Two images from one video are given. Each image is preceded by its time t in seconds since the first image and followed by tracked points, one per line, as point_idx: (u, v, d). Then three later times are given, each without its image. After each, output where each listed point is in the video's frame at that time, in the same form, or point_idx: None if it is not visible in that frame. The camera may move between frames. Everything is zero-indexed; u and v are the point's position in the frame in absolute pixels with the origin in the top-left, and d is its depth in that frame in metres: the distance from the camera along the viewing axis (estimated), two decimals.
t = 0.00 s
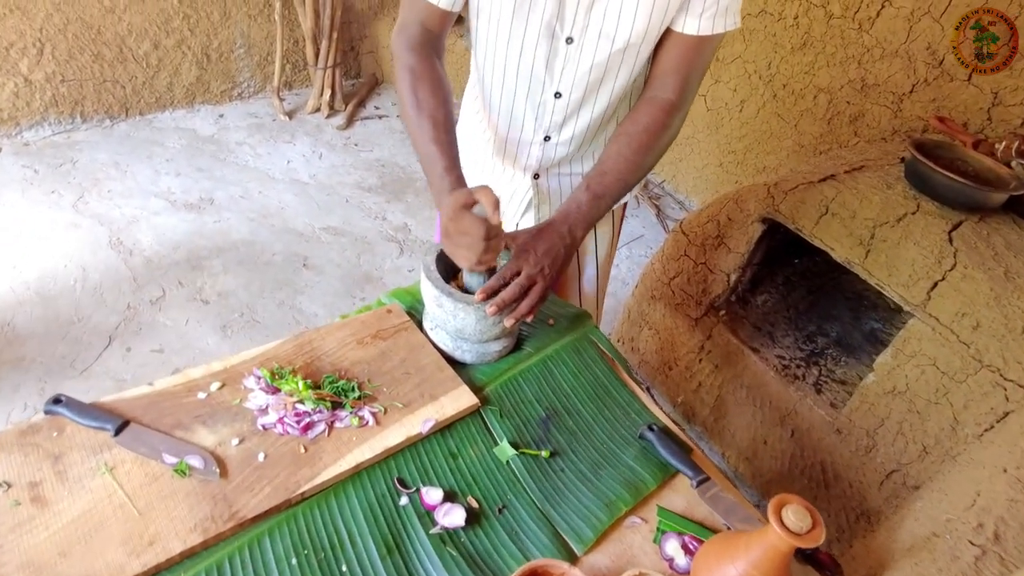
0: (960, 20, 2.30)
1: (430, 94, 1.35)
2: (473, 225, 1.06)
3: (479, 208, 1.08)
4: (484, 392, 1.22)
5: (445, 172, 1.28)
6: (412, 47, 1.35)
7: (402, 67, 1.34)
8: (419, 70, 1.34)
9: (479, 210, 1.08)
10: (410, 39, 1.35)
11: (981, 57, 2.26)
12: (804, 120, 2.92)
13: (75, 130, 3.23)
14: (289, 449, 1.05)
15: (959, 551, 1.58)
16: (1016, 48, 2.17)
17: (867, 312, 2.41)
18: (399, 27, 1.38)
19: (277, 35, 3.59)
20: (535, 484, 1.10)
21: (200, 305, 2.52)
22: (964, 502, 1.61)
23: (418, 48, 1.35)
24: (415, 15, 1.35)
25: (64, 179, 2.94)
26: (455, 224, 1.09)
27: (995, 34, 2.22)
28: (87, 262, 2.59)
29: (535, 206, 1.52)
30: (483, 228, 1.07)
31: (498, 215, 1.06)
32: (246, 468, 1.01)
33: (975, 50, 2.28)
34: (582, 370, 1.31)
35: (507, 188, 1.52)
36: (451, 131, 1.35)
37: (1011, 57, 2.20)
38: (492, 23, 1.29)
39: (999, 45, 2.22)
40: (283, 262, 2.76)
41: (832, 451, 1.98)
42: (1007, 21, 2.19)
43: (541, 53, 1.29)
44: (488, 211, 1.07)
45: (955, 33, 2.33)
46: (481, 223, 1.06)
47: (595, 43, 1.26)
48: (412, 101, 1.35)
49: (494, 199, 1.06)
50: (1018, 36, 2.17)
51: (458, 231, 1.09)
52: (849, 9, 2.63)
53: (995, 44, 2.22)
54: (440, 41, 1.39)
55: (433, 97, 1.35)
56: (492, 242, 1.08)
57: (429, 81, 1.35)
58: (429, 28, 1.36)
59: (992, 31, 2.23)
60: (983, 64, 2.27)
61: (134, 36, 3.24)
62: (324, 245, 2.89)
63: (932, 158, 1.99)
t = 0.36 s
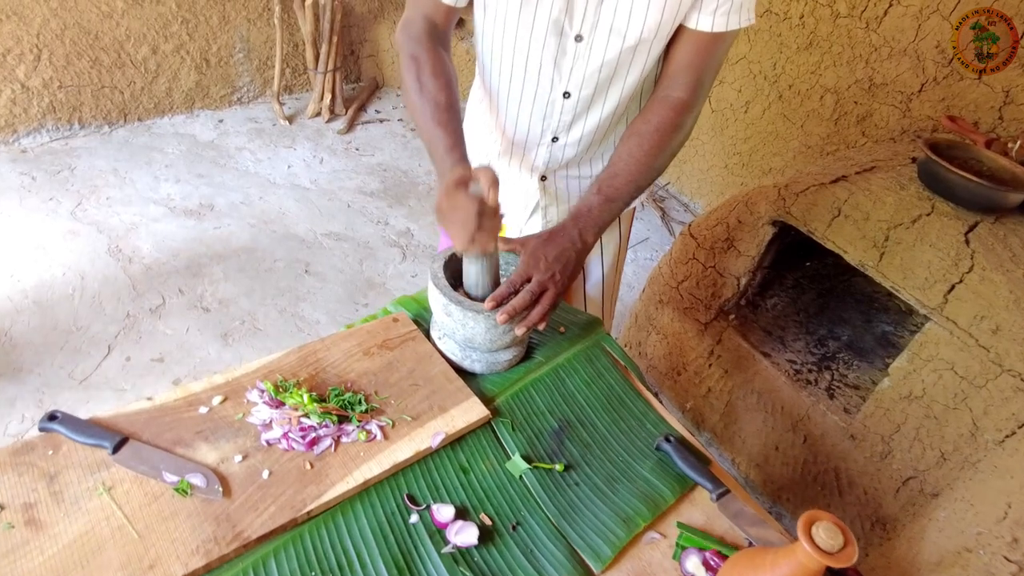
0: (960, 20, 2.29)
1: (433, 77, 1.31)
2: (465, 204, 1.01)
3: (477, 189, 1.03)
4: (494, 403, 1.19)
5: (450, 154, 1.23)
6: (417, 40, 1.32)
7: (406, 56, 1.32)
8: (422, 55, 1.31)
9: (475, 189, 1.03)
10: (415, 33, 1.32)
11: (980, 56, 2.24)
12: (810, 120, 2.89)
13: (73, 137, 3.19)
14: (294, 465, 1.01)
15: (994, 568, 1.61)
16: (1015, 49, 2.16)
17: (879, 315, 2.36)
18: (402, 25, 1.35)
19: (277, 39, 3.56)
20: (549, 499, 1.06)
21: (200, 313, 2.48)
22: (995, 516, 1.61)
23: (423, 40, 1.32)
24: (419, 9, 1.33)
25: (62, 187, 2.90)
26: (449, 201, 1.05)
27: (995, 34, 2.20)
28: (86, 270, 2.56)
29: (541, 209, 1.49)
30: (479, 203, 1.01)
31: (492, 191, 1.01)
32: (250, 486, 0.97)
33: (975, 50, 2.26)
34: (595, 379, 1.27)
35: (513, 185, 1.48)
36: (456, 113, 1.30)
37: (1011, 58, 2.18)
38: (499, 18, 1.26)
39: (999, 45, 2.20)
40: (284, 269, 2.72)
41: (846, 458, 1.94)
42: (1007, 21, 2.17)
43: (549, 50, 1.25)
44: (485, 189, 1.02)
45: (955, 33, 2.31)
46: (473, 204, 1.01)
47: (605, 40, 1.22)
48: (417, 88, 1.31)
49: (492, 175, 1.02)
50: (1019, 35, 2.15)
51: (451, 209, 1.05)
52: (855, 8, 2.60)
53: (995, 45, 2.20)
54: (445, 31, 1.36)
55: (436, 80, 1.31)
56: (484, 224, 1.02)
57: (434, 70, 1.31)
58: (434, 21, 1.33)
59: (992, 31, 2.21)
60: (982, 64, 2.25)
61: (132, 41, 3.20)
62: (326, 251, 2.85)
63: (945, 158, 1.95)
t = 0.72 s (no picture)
0: (960, 20, 2.28)
1: (433, 85, 1.28)
2: (489, 228, 0.99)
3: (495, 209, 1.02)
4: (503, 411, 1.15)
5: (451, 167, 1.20)
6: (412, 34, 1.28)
7: (400, 56, 1.28)
8: (421, 58, 1.27)
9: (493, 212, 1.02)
10: (411, 27, 1.29)
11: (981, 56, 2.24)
12: (815, 118, 2.86)
13: (71, 142, 3.16)
14: (299, 477, 0.98)
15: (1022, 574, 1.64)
16: (1015, 48, 2.16)
17: (888, 315, 2.34)
18: (397, 17, 1.32)
19: (276, 42, 3.53)
20: (562, 510, 1.03)
21: (201, 319, 2.45)
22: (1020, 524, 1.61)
23: (419, 37, 1.28)
24: (417, 2, 1.30)
25: (60, 192, 2.87)
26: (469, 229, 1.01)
27: (995, 34, 2.21)
28: (85, 277, 2.52)
29: (545, 213, 1.46)
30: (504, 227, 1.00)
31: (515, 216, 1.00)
32: (253, 500, 0.94)
33: (975, 50, 2.27)
34: (605, 385, 1.24)
35: (517, 189, 1.44)
36: (455, 124, 1.27)
37: (1011, 57, 2.18)
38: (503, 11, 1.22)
39: (999, 45, 2.21)
40: (285, 274, 2.69)
41: (858, 460, 1.91)
42: (1007, 20, 2.17)
43: (553, 42, 1.22)
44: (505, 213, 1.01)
45: (955, 33, 2.31)
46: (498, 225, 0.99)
47: (611, 33, 1.20)
48: (414, 92, 1.27)
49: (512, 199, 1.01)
50: (1019, 35, 2.16)
51: (473, 235, 1.01)
52: (861, 5, 2.56)
53: (996, 44, 2.21)
54: (441, 31, 1.33)
55: (436, 88, 1.28)
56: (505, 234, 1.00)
57: (430, 69, 1.28)
58: (430, 13, 1.31)
59: (992, 31, 2.21)
60: (982, 63, 2.26)
61: (130, 44, 3.17)
62: (328, 255, 2.82)
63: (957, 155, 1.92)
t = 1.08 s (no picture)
0: (960, 20, 2.28)
1: (445, 77, 1.26)
2: (499, 221, 0.97)
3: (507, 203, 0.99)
4: (513, 412, 1.13)
5: (463, 150, 1.19)
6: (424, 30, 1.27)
7: (413, 50, 1.26)
8: (432, 51, 1.26)
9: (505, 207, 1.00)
10: (422, 23, 1.28)
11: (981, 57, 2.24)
12: (819, 115, 2.84)
13: (70, 147, 3.14)
14: (307, 481, 0.95)
15: None
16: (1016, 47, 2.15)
17: (895, 312, 2.32)
18: (408, 13, 1.30)
19: (275, 45, 3.52)
20: (576, 512, 1.01)
21: (203, 324, 2.43)
22: None
23: (431, 31, 1.27)
24: None
25: (60, 198, 2.85)
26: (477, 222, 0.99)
27: (995, 34, 2.21)
28: (85, 282, 2.50)
29: (553, 210, 1.44)
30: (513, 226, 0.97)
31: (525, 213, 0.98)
32: (261, 505, 0.92)
33: (975, 49, 2.26)
34: (617, 385, 1.22)
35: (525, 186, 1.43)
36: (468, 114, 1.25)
37: (1011, 57, 2.18)
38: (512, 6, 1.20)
39: (999, 45, 2.21)
40: (287, 277, 2.67)
41: (869, 459, 1.88)
42: (1007, 21, 2.17)
43: (565, 38, 1.20)
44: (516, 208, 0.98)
45: (955, 32, 2.31)
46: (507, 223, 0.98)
47: (623, 29, 1.18)
48: (425, 84, 1.25)
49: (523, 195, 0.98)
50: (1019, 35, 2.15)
51: (481, 229, 0.99)
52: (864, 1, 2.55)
53: (996, 44, 2.20)
54: (452, 24, 1.32)
55: (447, 79, 1.26)
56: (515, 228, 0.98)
57: (443, 62, 1.26)
58: (441, 10, 1.29)
59: (992, 31, 2.21)
60: (982, 64, 2.26)
61: (129, 48, 3.16)
62: (329, 258, 2.80)
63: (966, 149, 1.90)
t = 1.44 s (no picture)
0: (960, 20, 2.29)
1: (466, 62, 1.23)
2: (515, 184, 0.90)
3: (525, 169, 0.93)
4: (531, 409, 1.10)
5: (483, 138, 1.16)
6: (445, 21, 1.25)
7: (434, 39, 1.24)
8: (452, 36, 1.24)
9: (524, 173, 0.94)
10: (443, 13, 1.25)
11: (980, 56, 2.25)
12: (828, 108, 2.81)
13: (72, 150, 3.12)
14: (322, 482, 0.92)
15: None
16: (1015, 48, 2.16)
17: (910, 305, 2.28)
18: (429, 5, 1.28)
19: (278, 45, 3.50)
20: (600, 510, 0.98)
21: (209, 326, 2.41)
22: None
23: (452, 23, 1.25)
24: None
25: (62, 201, 2.82)
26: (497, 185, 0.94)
27: (995, 34, 2.22)
28: (89, 286, 2.48)
29: (574, 205, 1.41)
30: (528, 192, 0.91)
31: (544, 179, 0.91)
32: (276, 507, 0.88)
33: (975, 50, 2.27)
34: (637, 380, 1.19)
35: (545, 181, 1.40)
36: (488, 99, 1.22)
37: (1011, 57, 2.18)
38: None
39: (999, 45, 2.21)
40: (293, 278, 2.64)
41: (887, 454, 1.84)
42: (1007, 21, 2.18)
43: (585, 31, 1.18)
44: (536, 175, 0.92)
45: (955, 33, 2.32)
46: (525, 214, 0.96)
47: (645, 19, 1.15)
48: (446, 70, 1.23)
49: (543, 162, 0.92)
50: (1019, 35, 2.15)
51: (498, 195, 0.94)
52: None
53: (995, 44, 2.21)
54: (473, 12, 1.30)
55: (467, 63, 1.23)
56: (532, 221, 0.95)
57: (465, 49, 1.23)
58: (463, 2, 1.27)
59: (992, 31, 2.22)
60: (982, 64, 2.26)
61: (130, 50, 3.14)
62: (335, 258, 2.77)
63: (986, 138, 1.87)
